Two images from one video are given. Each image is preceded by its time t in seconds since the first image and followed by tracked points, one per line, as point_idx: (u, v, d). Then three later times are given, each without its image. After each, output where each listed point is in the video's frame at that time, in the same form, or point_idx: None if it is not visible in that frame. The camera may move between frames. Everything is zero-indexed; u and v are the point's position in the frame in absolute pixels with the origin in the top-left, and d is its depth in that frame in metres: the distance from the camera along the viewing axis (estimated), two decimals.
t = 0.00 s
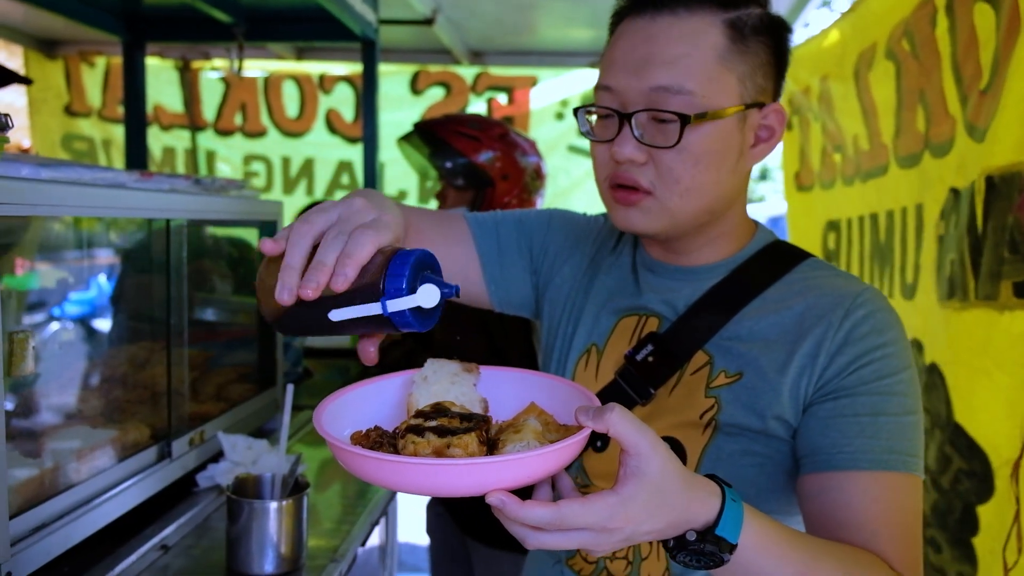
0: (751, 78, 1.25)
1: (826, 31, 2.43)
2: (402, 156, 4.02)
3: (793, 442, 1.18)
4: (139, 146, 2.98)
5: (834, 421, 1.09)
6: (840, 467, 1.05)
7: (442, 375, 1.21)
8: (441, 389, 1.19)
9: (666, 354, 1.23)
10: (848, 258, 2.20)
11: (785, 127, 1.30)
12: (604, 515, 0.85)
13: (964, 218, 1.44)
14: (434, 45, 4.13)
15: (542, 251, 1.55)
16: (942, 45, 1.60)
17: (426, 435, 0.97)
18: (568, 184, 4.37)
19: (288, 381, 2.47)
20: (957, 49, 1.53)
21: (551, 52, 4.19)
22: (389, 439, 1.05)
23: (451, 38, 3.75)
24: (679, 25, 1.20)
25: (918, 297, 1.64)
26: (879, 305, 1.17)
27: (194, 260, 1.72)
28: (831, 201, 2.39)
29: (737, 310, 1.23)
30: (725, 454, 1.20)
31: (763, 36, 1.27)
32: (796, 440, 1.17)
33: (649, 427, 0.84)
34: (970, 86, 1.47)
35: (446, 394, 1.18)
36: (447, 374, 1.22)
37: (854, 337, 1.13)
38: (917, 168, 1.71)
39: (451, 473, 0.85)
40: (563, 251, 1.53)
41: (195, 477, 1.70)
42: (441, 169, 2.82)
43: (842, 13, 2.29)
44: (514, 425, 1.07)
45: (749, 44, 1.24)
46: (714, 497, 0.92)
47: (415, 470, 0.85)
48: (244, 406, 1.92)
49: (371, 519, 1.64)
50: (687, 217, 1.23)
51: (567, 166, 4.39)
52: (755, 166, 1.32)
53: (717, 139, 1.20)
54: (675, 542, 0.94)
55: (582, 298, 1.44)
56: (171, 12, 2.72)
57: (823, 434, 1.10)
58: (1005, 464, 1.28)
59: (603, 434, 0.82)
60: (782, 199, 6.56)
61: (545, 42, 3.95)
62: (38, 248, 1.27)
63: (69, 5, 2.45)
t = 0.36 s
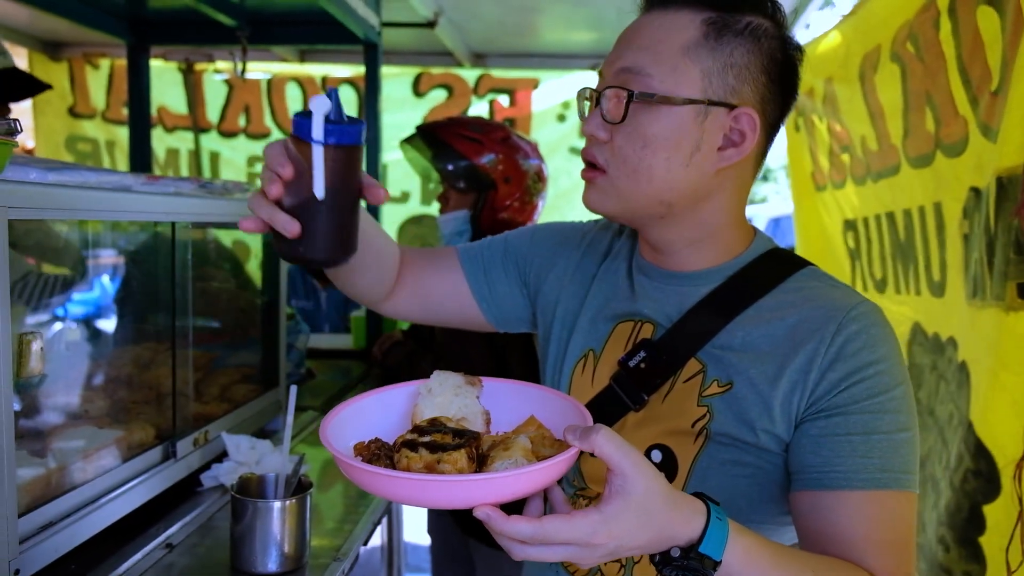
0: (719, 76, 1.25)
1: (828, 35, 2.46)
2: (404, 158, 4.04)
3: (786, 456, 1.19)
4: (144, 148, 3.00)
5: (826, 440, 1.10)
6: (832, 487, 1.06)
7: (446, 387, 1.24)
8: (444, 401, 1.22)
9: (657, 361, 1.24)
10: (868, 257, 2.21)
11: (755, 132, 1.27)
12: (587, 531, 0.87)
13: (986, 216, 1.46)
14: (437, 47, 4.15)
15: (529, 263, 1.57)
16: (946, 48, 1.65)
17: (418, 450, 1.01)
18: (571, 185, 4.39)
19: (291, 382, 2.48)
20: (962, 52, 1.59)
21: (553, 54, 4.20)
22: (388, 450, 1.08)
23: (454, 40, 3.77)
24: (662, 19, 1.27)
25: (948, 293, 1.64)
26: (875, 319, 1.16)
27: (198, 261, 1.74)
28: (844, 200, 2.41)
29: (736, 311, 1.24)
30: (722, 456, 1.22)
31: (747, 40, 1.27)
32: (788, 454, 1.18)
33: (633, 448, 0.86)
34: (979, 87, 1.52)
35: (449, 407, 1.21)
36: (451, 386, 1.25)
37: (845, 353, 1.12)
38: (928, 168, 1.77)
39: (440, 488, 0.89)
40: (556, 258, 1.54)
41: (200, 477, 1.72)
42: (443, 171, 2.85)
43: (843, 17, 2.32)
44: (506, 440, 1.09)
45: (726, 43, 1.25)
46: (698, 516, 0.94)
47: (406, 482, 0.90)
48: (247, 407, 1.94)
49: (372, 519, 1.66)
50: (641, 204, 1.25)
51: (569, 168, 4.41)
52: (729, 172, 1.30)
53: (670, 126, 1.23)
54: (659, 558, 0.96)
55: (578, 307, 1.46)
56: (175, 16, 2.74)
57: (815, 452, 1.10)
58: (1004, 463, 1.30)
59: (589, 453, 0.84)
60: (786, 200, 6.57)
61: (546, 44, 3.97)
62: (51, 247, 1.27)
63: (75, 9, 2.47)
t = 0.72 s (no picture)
0: (705, 87, 1.27)
1: (829, 38, 2.47)
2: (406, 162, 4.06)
3: (787, 464, 1.21)
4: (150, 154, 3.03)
5: (827, 451, 1.12)
6: (836, 498, 1.08)
7: (455, 415, 1.27)
8: (454, 429, 1.24)
9: (654, 364, 1.26)
10: (882, 253, 2.21)
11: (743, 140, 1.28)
12: (595, 552, 0.90)
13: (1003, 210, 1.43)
14: (439, 52, 4.18)
15: (528, 260, 1.62)
16: (947, 49, 1.67)
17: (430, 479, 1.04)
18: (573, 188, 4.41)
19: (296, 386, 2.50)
20: (962, 53, 1.61)
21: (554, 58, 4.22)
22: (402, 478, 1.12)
23: (456, 45, 3.79)
24: (652, 29, 1.30)
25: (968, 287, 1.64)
26: (871, 327, 1.18)
27: (203, 267, 1.76)
28: (854, 200, 2.42)
29: (734, 313, 1.25)
30: (721, 457, 1.23)
31: (736, 51, 1.29)
32: (787, 462, 1.20)
33: (637, 470, 0.88)
34: (985, 88, 1.54)
35: (458, 435, 1.24)
36: (460, 414, 1.27)
37: (842, 363, 1.14)
38: (937, 168, 1.78)
39: (451, 514, 0.92)
40: (556, 260, 1.57)
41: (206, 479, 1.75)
42: (445, 176, 2.89)
43: (842, 20, 2.34)
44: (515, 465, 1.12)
45: (712, 55, 1.27)
46: (703, 533, 0.97)
47: (419, 511, 0.92)
48: (252, 411, 1.96)
49: (376, 521, 1.68)
50: (633, 214, 1.28)
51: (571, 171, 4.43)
52: (721, 179, 1.31)
53: (659, 139, 1.25)
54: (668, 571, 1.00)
55: (577, 310, 1.48)
56: (181, 24, 2.77)
57: (818, 464, 1.12)
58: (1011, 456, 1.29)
59: (594, 476, 0.86)
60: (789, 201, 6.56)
61: (548, 49, 3.99)
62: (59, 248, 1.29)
63: (82, 17, 2.51)
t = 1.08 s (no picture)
0: (712, 107, 1.28)
1: (829, 44, 2.50)
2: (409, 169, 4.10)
3: (773, 458, 1.22)
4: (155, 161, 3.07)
5: (811, 444, 1.13)
6: (819, 491, 1.10)
7: (447, 405, 1.31)
8: (445, 417, 1.29)
9: (645, 361, 1.29)
10: (888, 255, 2.23)
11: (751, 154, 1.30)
12: (571, 532, 0.93)
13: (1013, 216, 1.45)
14: (441, 58, 4.21)
15: (525, 265, 1.65)
16: (944, 55, 1.70)
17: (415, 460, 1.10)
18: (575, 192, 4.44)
19: (299, 389, 2.52)
20: (960, 59, 1.63)
21: (555, 64, 4.26)
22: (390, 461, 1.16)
23: (457, 52, 3.83)
24: (649, 50, 1.26)
25: (978, 291, 1.68)
26: (856, 323, 1.19)
27: (207, 271, 1.79)
28: (858, 203, 2.44)
29: (727, 312, 1.27)
30: (714, 453, 1.25)
31: (733, 69, 1.30)
32: (774, 455, 1.21)
33: (612, 454, 0.92)
34: (983, 93, 1.56)
35: (450, 422, 1.28)
36: (451, 403, 1.31)
37: (825, 358, 1.15)
38: (938, 170, 1.81)
39: (431, 493, 0.97)
40: (553, 264, 1.60)
41: (211, 481, 1.77)
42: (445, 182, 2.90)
43: (841, 26, 2.37)
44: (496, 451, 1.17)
45: (714, 75, 1.27)
46: (678, 519, 1.00)
47: (404, 490, 0.98)
48: (256, 413, 1.98)
49: (379, 520, 1.70)
50: (645, 235, 1.28)
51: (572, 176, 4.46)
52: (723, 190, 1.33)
53: (671, 164, 1.24)
54: (645, 557, 1.03)
55: (573, 310, 1.50)
56: (185, 32, 2.81)
57: (801, 457, 1.14)
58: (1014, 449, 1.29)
59: (572, 460, 0.90)
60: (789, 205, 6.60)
61: (549, 55, 4.02)
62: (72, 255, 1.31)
63: (87, 26, 2.54)
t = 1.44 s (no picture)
0: (723, 121, 1.31)
1: (825, 49, 2.52)
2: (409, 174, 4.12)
3: (766, 460, 1.24)
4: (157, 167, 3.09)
5: (803, 448, 1.15)
6: (814, 494, 1.12)
7: (434, 415, 1.32)
8: (433, 427, 1.30)
9: (639, 366, 1.31)
10: (888, 256, 2.25)
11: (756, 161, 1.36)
12: (576, 523, 0.95)
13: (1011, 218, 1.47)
14: (440, 64, 4.24)
15: (518, 281, 1.69)
16: (937, 60, 1.72)
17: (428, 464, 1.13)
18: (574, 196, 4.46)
19: (300, 393, 2.54)
20: (953, 64, 1.65)
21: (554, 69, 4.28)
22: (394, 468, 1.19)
23: (457, 57, 3.85)
24: (656, 73, 1.24)
25: (978, 292, 1.71)
26: (845, 325, 1.21)
27: (211, 276, 1.81)
28: (857, 206, 2.47)
29: (719, 314, 1.29)
30: (705, 454, 1.27)
31: (734, 80, 1.33)
32: (768, 458, 1.23)
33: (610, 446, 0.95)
34: (975, 98, 1.59)
35: (439, 430, 1.29)
36: (438, 414, 1.33)
37: (815, 362, 1.17)
38: (934, 174, 1.83)
39: (450, 491, 1.00)
40: (547, 275, 1.64)
41: (215, 484, 1.79)
42: (445, 186, 2.95)
43: (837, 31, 2.39)
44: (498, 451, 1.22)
45: (721, 91, 1.30)
46: (670, 506, 1.02)
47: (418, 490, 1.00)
48: (259, 417, 2.00)
49: (381, 523, 1.72)
50: (665, 252, 1.30)
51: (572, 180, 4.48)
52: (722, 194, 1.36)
53: (688, 183, 1.26)
54: (638, 545, 1.05)
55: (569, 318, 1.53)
56: (187, 39, 2.83)
57: (794, 460, 1.15)
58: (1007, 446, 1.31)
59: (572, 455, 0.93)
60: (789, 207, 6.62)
61: (548, 59, 4.04)
62: (79, 259, 1.33)
63: (89, 33, 2.57)
